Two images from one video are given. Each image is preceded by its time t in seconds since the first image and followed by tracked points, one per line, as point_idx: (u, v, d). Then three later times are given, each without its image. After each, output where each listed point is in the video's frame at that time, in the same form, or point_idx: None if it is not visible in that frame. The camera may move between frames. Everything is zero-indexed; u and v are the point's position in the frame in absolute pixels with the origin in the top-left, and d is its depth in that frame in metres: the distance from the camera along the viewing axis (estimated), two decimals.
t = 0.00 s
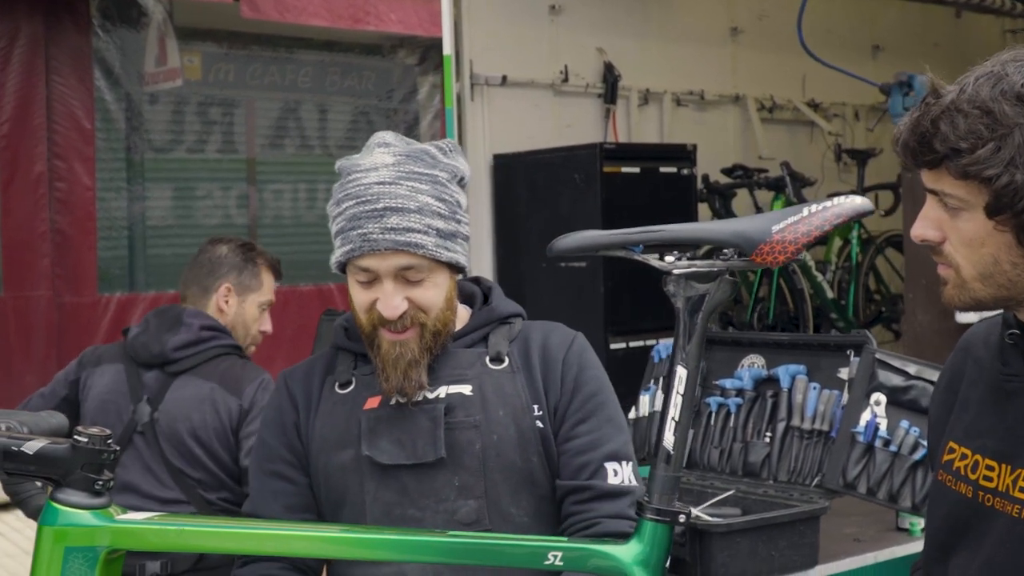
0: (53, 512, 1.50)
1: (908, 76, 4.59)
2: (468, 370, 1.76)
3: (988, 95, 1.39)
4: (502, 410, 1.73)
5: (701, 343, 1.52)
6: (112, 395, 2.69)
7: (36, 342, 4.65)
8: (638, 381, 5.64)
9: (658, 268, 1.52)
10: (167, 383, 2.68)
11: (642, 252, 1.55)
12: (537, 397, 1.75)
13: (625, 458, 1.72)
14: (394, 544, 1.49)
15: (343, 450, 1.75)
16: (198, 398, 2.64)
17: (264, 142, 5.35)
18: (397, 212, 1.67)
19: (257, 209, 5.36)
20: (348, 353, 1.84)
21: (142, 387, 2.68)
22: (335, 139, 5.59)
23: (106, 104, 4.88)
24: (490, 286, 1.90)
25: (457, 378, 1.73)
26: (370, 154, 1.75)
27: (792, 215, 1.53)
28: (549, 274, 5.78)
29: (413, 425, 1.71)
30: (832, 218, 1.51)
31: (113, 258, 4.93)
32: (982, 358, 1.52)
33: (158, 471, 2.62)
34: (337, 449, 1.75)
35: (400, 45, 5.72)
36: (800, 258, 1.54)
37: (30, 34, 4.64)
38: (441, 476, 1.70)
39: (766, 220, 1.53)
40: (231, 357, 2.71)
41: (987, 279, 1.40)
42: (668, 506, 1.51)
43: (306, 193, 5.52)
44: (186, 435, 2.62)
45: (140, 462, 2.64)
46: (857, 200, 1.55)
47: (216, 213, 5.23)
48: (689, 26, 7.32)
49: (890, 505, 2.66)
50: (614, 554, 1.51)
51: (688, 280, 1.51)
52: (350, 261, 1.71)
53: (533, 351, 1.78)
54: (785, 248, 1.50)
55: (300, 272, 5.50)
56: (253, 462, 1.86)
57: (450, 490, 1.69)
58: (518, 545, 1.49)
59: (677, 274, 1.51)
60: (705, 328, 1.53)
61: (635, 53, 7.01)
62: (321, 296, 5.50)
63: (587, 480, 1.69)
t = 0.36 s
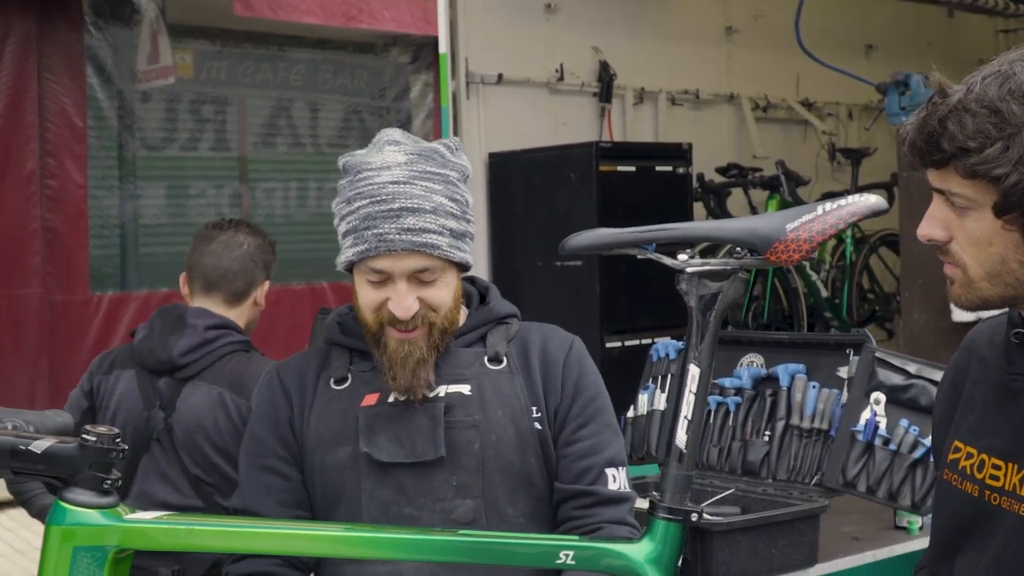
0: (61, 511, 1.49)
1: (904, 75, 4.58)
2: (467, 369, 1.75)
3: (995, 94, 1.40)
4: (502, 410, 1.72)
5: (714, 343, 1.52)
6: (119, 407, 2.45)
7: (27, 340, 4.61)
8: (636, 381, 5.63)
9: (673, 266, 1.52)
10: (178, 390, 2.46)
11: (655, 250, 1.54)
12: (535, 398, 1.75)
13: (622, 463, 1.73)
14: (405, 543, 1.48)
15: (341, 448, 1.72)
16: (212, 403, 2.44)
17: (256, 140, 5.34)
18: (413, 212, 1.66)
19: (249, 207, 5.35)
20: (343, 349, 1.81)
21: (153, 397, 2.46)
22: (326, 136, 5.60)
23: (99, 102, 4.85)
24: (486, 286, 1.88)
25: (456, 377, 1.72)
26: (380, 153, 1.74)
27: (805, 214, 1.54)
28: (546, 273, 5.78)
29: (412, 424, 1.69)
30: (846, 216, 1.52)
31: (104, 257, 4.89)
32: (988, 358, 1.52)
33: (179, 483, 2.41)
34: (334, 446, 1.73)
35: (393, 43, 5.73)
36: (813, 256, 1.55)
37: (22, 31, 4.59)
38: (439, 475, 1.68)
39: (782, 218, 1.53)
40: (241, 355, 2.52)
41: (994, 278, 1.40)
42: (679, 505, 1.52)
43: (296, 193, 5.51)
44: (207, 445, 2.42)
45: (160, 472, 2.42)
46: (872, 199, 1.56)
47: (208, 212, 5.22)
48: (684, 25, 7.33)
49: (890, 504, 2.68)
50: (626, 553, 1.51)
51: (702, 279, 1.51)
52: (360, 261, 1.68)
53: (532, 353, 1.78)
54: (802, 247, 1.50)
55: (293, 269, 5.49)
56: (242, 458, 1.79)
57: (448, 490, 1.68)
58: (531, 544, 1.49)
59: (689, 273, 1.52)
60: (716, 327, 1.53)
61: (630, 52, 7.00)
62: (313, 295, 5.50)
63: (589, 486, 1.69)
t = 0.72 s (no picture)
0: (56, 512, 1.49)
1: (893, 76, 4.60)
2: (428, 369, 1.74)
3: (995, 92, 1.40)
4: (464, 409, 1.72)
5: (712, 343, 1.52)
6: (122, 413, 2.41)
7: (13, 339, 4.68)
8: (625, 380, 5.62)
9: (671, 265, 1.52)
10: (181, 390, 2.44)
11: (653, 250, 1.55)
12: (498, 395, 1.74)
13: (590, 457, 1.73)
14: (401, 543, 1.48)
15: (305, 454, 1.72)
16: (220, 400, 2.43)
17: (243, 139, 5.28)
18: (401, 220, 1.67)
19: (236, 207, 5.31)
20: (303, 356, 1.80)
21: (156, 399, 2.43)
22: (314, 136, 5.53)
23: (83, 100, 4.84)
24: (445, 284, 1.87)
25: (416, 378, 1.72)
26: (369, 154, 1.73)
27: (805, 213, 1.55)
28: (534, 273, 5.78)
29: (376, 426, 1.69)
30: (846, 216, 1.53)
31: (89, 256, 4.89)
32: (983, 357, 1.53)
33: (187, 483, 2.39)
34: (298, 453, 1.72)
35: (379, 42, 5.65)
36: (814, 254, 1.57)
37: (7, 29, 4.62)
38: (404, 477, 1.68)
39: (780, 218, 1.54)
40: (240, 349, 2.53)
41: (992, 277, 1.41)
42: (678, 504, 1.52)
43: (284, 192, 5.46)
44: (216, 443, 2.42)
45: (165, 475, 2.39)
46: (869, 200, 1.58)
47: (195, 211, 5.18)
48: (673, 26, 7.34)
49: (880, 503, 2.69)
50: (625, 553, 1.51)
51: (700, 278, 1.52)
52: (338, 260, 1.68)
53: (493, 349, 1.78)
54: (801, 247, 1.51)
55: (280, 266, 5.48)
56: (212, 467, 1.80)
57: (414, 490, 1.67)
58: (528, 544, 1.49)
59: (689, 273, 1.52)
60: (717, 326, 1.53)
61: (619, 52, 7.01)
62: (301, 294, 5.46)
63: (560, 479, 1.69)
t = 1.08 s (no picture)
0: (48, 511, 1.48)
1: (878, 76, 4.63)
2: (437, 368, 1.75)
3: (994, 89, 1.41)
4: (473, 407, 1.73)
5: (707, 342, 1.52)
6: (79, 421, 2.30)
7: None
8: (610, 380, 5.61)
9: (666, 265, 1.52)
10: (143, 392, 2.34)
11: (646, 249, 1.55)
12: (506, 395, 1.75)
13: (592, 460, 1.74)
14: (398, 543, 1.48)
15: (313, 448, 1.70)
16: (182, 400, 2.34)
17: (225, 138, 5.07)
18: (418, 211, 1.66)
19: (218, 205, 5.02)
20: (308, 351, 1.79)
21: (115, 403, 2.32)
22: (296, 134, 5.33)
23: (66, 98, 4.53)
24: (451, 287, 1.88)
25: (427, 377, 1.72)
26: (376, 150, 1.72)
27: (798, 214, 1.54)
28: (519, 272, 5.78)
29: (386, 422, 1.69)
30: (840, 217, 1.53)
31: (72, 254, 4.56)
32: (973, 355, 1.54)
33: (149, 484, 2.30)
34: (306, 447, 1.71)
35: (363, 41, 5.51)
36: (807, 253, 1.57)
37: None
38: (413, 474, 1.68)
39: (774, 218, 1.54)
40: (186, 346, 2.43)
41: (987, 272, 1.42)
42: (672, 504, 1.53)
43: (266, 190, 5.21)
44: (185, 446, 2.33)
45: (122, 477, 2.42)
46: (863, 200, 1.58)
47: (176, 209, 4.88)
48: (657, 24, 7.36)
49: (865, 502, 2.71)
50: (617, 552, 1.51)
51: (694, 278, 1.52)
52: (357, 253, 1.66)
53: (499, 350, 1.79)
54: (793, 248, 1.51)
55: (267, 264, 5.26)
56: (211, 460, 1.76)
57: (422, 486, 1.67)
58: (525, 543, 1.49)
59: (683, 273, 1.52)
60: (709, 325, 1.53)
61: (603, 52, 7.02)
62: (283, 294, 5.20)
63: (565, 479, 1.69)
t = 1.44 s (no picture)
0: (33, 512, 1.47)
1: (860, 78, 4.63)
2: (433, 367, 1.75)
3: (976, 91, 1.42)
4: (467, 406, 1.72)
5: (692, 343, 1.52)
6: (17, 404, 2.65)
7: None
8: (594, 379, 5.62)
9: (652, 267, 1.52)
10: (68, 379, 2.78)
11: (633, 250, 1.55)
12: (500, 393, 1.75)
13: (581, 459, 1.74)
14: (384, 543, 1.47)
15: (308, 445, 1.70)
16: (112, 383, 2.84)
17: (205, 136, 5.80)
18: (423, 207, 1.67)
19: (199, 203, 5.80)
20: (308, 347, 1.80)
21: (42, 393, 2.72)
22: (276, 133, 6.06)
23: (47, 96, 5.22)
24: (452, 285, 1.89)
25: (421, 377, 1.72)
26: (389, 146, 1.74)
27: (786, 214, 1.55)
28: (502, 272, 5.77)
29: (379, 420, 1.68)
30: (825, 219, 1.54)
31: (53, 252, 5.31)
32: (957, 355, 1.55)
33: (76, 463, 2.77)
34: (303, 443, 1.71)
35: (345, 41, 6.21)
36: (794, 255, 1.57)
37: None
38: (406, 472, 1.67)
39: (761, 219, 1.54)
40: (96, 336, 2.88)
41: (970, 273, 1.43)
42: (658, 503, 1.52)
43: (246, 188, 5.99)
44: (106, 421, 2.83)
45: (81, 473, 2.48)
46: (849, 202, 1.59)
47: (156, 207, 5.67)
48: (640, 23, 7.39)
49: (848, 501, 2.72)
50: (604, 551, 1.51)
51: (681, 279, 1.52)
52: (359, 246, 1.68)
53: (495, 348, 1.78)
54: (780, 248, 1.51)
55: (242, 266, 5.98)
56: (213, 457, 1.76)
57: (415, 485, 1.67)
58: (510, 543, 1.48)
59: (669, 273, 1.52)
60: (695, 327, 1.53)
61: (587, 51, 7.03)
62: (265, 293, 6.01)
63: (547, 479, 1.69)
